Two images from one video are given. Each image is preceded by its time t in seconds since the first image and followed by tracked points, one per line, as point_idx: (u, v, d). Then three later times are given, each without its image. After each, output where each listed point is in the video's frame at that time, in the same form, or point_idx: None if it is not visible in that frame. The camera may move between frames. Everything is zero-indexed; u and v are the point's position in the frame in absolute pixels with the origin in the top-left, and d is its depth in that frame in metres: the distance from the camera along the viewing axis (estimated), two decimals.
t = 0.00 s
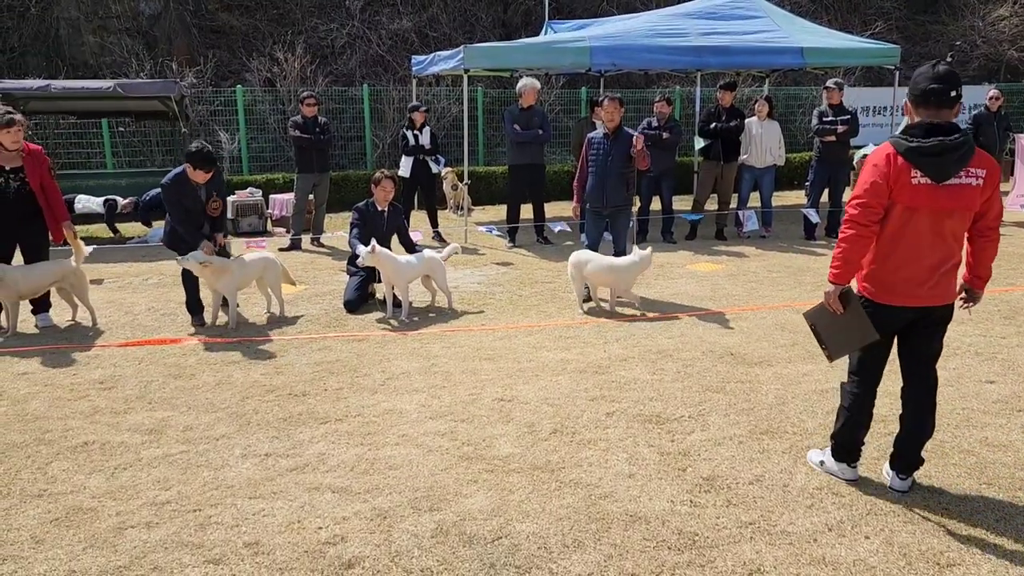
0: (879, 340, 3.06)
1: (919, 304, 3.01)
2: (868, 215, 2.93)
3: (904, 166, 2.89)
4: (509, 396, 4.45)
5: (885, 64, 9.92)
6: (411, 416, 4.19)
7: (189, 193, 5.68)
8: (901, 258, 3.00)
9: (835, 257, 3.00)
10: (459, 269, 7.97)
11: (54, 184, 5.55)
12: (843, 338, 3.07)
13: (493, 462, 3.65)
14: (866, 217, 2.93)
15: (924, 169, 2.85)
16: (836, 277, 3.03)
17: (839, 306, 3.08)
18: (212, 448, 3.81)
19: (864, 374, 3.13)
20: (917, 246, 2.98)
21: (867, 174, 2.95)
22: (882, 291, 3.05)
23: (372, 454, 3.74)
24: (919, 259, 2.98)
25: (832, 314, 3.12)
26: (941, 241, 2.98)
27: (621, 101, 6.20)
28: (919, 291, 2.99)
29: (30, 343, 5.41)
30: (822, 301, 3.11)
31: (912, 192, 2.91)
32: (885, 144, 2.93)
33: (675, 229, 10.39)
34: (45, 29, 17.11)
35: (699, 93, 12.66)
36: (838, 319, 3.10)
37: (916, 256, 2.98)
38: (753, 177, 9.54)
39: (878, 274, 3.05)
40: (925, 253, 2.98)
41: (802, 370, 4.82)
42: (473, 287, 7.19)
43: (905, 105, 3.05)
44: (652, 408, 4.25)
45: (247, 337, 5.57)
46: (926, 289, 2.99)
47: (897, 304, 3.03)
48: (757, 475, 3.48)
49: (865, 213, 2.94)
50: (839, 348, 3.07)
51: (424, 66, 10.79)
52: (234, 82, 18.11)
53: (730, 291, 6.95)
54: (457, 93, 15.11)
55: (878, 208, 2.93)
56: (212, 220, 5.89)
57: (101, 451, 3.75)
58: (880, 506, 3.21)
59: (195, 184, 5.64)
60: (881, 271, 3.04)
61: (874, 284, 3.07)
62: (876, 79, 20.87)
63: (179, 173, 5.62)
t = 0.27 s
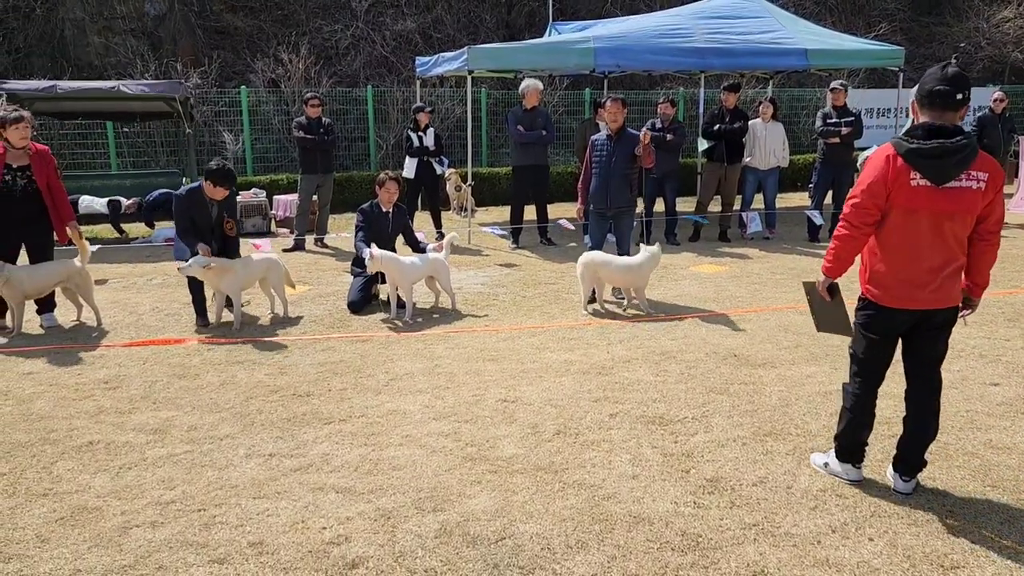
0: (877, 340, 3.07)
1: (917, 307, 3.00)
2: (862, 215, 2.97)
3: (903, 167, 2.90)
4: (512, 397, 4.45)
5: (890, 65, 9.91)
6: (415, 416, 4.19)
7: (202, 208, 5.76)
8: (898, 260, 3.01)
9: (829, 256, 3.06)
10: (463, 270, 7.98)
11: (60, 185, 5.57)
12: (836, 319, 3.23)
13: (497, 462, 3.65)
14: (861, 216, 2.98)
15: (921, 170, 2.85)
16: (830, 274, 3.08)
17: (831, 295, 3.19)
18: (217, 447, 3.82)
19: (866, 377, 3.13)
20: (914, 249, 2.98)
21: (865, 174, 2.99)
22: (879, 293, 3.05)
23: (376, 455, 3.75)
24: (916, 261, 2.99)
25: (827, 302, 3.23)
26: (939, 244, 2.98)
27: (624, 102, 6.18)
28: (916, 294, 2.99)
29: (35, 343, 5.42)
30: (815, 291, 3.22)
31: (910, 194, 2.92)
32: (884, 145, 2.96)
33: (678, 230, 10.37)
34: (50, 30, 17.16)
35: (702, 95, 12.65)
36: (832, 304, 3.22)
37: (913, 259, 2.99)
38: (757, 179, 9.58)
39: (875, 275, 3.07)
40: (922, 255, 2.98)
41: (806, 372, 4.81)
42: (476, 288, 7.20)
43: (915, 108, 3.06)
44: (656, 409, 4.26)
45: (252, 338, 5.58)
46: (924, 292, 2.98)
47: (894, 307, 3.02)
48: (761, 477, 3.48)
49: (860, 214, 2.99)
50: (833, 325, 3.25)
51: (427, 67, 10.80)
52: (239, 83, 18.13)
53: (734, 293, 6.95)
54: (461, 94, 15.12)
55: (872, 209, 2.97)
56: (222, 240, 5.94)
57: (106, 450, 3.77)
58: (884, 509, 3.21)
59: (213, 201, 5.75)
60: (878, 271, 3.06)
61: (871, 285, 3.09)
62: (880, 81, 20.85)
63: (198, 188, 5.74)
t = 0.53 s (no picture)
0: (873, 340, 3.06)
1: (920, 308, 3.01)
2: (868, 215, 2.95)
3: (908, 167, 2.89)
4: (515, 399, 4.45)
5: (893, 67, 9.91)
6: (417, 418, 4.19)
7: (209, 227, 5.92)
8: (901, 261, 3.00)
9: (834, 257, 3.02)
10: (465, 271, 7.98)
11: (65, 186, 5.57)
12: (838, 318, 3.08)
13: (499, 464, 3.65)
14: (865, 216, 2.95)
15: (926, 169, 2.85)
16: (833, 275, 3.04)
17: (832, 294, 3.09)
18: (219, 448, 3.83)
19: (866, 379, 3.14)
20: (917, 249, 2.98)
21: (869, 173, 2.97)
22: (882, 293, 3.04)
23: (378, 456, 3.75)
24: (919, 261, 2.98)
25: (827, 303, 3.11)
26: (942, 244, 2.98)
27: (627, 104, 6.18)
28: (919, 294, 2.99)
29: (38, 343, 5.43)
30: (816, 292, 3.12)
31: (915, 193, 2.92)
32: (888, 144, 2.94)
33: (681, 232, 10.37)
34: (53, 31, 17.19)
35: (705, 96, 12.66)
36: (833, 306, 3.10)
37: (916, 259, 2.98)
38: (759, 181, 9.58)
39: (878, 275, 3.05)
40: (925, 256, 2.98)
41: (809, 374, 4.81)
42: (479, 290, 7.20)
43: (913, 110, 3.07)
44: (658, 411, 4.26)
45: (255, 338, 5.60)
46: (926, 291, 2.99)
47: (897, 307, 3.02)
48: (763, 479, 3.48)
49: (865, 213, 2.96)
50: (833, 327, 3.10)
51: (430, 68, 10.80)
52: (242, 84, 18.15)
53: (736, 294, 6.95)
54: (463, 95, 15.13)
55: (877, 209, 2.94)
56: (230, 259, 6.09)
57: (109, 450, 3.77)
58: (886, 511, 3.21)
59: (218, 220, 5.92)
60: (880, 271, 3.04)
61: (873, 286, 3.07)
62: (883, 83, 20.83)
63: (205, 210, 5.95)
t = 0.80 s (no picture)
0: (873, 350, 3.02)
1: (921, 310, 3.01)
2: (875, 218, 2.90)
3: (911, 169, 2.88)
4: (517, 401, 4.45)
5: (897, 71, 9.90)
6: (420, 419, 4.20)
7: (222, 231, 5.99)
8: (904, 264, 2.99)
9: (840, 261, 2.96)
10: (469, 273, 7.99)
11: (71, 187, 5.60)
12: (840, 347, 3.05)
13: (502, 466, 3.65)
14: (874, 219, 2.90)
15: (931, 170, 2.85)
16: (840, 281, 2.98)
17: (838, 314, 3.05)
18: (223, 449, 3.83)
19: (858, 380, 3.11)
20: (921, 251, 2.97)
21: (874, 175, 2.92)
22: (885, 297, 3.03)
23: (381, 457, 3.75)
24: (920, 264, 2.98)
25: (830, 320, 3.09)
26: (941, 245, 2.99)
27: (630, 106, 6.19)
28: (920, 296, 3.00)
29: (42, 344, 5.44)
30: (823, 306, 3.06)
31: (919, 195, 2.91)
32: (890, 145, 2.91)
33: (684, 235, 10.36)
34: (58, 32, 17.23)
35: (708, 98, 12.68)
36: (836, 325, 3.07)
37: (917, 261, 2.98)
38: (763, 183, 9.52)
39: (879, 279, 3.03)
40: (928, 258, 2.98)
41: (812, 377, 4.81)
42: (482, 292, 7.21)
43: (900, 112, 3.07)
44: (661, 414, 4.25)
45: (257, 340, 5.61)
46: (927, 293, 2.99)
47: (900, 311, 3.01)
48: (767, 482, 3.47)
49: (872, 215, 2.92)
50: (835, 355, 3.07)
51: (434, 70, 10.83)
52: (245, 85, 18.16)
53: (739, 297, 6.95)
54: (467, 97, 15.14)
55: (884, 212, 2.90)
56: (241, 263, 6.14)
57: (112, 451, 3.77)
58: (890, 513, 3.20)
59: (233, 223, 6.00)
60: (882, 275, 3.02)
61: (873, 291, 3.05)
62: (886, 86, 20.82)
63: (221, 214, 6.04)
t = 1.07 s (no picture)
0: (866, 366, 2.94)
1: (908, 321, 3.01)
2: (874, 235, 2.81)
3: (905, 184, 2.82)
4: (522, 404, 4.45)
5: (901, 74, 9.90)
6: (425, 422, 4.20)
7: (238, 234, 6.07)
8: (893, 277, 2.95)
9: (840, 280, 2.84)
10: (473, 276, 7.99)
11: (76, 189, 5.62)
12: (837, 365, 2.93)
13: (507, 469, 3.65)
14: (873, 236, 2.81)
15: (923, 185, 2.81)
16: (840, 301, 2.86)
17: (837, 333, 2.92)
18: (227, 452, 3.83)
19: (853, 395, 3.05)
20: (909, 264, 2.94)
21: (870, 191, 2.81)
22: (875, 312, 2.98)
23: (386, 460, 3.75)
24: (907, 276, 2.95)
25: (824, 340, 2.97)
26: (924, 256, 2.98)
27: (635, 109, 6.20)
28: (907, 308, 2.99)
29: (47, 346, 5.44)
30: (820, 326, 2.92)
31: (911, 210, 2.86)
32: (881, 159, 2.82)
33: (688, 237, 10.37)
34: (63, 35, 17.27)
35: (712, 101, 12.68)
36: (830, 346, 2.95)
37: (905, 274, 2.95)
38: (766, 186, 9.53)
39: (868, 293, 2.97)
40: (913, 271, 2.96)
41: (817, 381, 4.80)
42: (486, 295, 7.21)
43: (870, 116, 2.99)
44: (666, 417, 4.25)
45: (261, 342, 5.61)
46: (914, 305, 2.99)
47: (889, 324, 2.99)
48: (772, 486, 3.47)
49: (871, 233, 2.81)
50: (829, 373, 2.95)
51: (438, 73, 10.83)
52: (250, 88, 18.18)
53: (744, 300, 6.94)
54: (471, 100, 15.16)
55: (882, 228, 2.82)
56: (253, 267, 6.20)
57: (118, 454, 3.78)
58: (897, 518, 3.19)
59: (251, 227, 6.09)
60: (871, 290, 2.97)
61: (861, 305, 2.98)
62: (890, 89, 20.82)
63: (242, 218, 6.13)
